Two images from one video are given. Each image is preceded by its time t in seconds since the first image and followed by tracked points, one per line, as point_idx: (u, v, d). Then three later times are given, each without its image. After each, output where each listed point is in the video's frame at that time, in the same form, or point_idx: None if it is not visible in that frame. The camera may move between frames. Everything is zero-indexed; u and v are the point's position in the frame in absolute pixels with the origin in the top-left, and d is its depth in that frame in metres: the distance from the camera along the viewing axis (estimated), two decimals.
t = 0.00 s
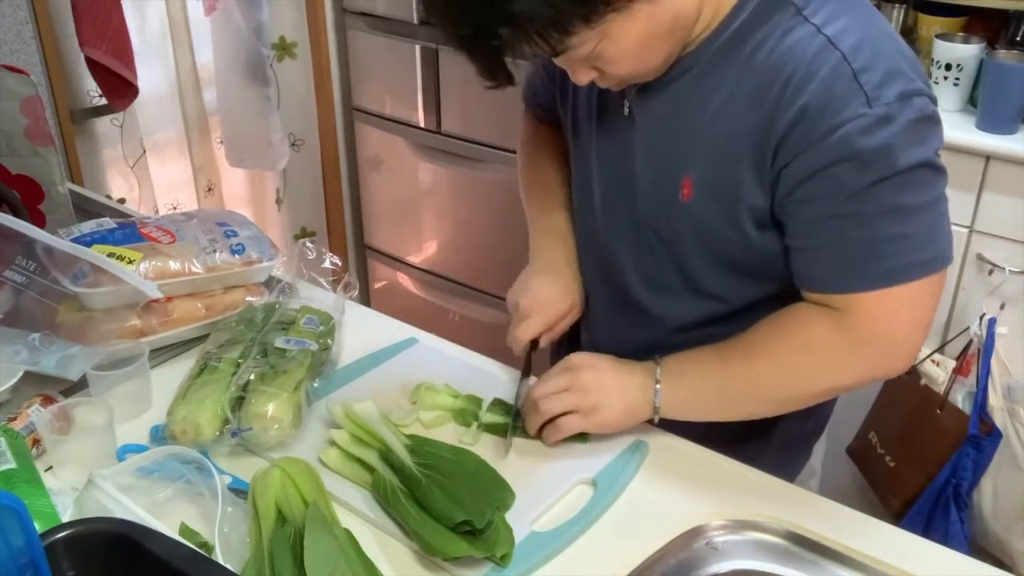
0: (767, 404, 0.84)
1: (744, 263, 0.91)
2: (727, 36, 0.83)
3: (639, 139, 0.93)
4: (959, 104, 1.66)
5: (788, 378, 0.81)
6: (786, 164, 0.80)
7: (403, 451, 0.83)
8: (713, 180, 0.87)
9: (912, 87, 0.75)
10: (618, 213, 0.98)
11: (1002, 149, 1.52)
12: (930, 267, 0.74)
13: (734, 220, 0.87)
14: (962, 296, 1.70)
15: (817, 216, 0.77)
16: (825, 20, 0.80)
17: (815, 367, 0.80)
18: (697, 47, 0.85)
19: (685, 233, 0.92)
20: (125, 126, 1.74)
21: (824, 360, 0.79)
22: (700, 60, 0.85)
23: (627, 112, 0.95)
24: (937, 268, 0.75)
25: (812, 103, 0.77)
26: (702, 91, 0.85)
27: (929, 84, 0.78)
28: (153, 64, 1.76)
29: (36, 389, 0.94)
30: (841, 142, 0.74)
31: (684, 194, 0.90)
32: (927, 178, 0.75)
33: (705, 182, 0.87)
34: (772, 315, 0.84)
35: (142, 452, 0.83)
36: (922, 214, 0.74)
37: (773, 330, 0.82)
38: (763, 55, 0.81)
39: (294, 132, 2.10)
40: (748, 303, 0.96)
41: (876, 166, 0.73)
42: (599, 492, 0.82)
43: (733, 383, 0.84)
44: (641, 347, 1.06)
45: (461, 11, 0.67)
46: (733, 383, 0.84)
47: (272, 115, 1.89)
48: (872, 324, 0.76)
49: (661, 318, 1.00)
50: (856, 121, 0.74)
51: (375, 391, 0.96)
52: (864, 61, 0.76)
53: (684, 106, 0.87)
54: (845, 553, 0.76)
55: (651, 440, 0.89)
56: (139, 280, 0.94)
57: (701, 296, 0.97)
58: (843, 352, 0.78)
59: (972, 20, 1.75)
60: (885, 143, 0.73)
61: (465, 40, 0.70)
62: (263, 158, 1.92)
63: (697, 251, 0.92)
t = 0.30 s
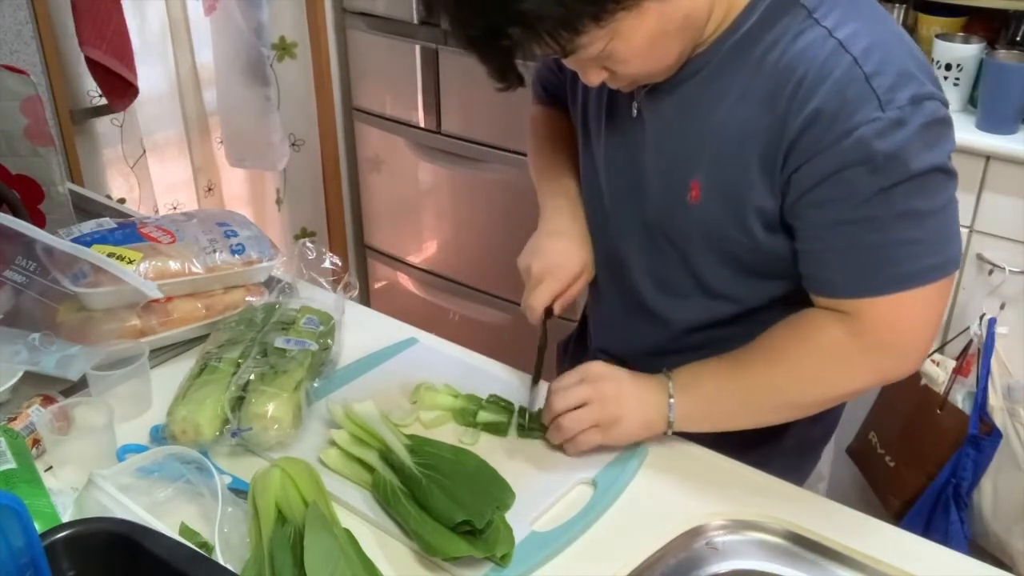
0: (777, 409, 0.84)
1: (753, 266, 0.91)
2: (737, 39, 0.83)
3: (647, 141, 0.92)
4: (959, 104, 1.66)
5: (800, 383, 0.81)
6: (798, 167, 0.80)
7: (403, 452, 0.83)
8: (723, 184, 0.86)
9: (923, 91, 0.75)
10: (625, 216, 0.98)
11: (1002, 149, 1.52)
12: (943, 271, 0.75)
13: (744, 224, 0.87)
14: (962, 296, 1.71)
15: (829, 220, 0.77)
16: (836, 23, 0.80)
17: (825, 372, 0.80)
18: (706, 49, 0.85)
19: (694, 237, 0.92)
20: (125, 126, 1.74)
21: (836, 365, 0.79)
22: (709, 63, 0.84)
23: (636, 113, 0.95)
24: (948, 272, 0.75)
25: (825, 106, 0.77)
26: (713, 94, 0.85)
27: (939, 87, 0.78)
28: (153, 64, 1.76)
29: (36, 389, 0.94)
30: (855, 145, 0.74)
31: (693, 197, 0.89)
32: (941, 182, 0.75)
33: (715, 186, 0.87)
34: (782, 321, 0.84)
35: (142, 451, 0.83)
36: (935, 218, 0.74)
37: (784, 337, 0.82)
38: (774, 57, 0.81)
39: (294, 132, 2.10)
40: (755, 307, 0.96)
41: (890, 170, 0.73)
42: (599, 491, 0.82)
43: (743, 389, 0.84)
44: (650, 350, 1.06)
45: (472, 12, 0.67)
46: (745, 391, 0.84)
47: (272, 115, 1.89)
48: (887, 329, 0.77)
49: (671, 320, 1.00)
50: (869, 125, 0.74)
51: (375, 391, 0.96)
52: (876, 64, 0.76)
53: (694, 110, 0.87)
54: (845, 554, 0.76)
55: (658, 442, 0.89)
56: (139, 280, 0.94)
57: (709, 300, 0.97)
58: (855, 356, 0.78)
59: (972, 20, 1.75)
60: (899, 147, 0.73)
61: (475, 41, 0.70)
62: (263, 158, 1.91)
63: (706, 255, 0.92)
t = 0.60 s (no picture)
0: (792, 409, 0.84)
1: (768, 265, 0.91)
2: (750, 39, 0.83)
3: (660, 141, 0.92)
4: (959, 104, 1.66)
5: (815, 383, 0.81)
6: (813, 166, 0.80)
7: (403, 451, 0.83)
8: (739, 184, 0.86)
9: (938, 88, 0.75)
10: (638, 216, 0.98)
11: (1002, 149, 1.52)
12: (959, 270, 0.75)
13: (759, 223, 0.87)
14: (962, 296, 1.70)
15: (845, 220, 0.77)
16: (851, 21, 0.80)
17: (841, 372, 0.80)
18: (719, 50, 0.85)
19: (708, 237, 0.92)
20: (125, 126, 1.74)
21: (852, 365, 0.79)
22: (723, 63, 0.85)
23: (648, 116, 0.94)
24: (964, 271, 0.76)
25: (841, 104, 0.77)
26: (727, 93, 0.85)
27: (954, 85, 0.79)
28: (153, 64, 1.76)
29: (36, 389, 0.94)
30: (872, 144, 0.75)
31: (708, 198, 0.89)
32: (956, 181, 0.75)
33: (730, 186, 0.87)
34: (796, 321, 0.84)
35: (142, 452, 0.83)
36: (951, 216, 0.75)
37: (797, 336, 0.82)
38: (789, 56, 0.81)
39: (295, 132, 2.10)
40: (769, 308, 0.96)
41: (907, 168, 0.73)
42: (599, 491, 0.82)
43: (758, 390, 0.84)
44: (662, 352, 1.06)
45: (485, 19, 0.67)
46: (760, 392, 0.84)
47: (272, 115, 1.89)
48: (902, 328, 0.77)
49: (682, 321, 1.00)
50: (886, 123, 0.74)
51: (375, 391, 0.96)
52: (891, 62, 0.76)
53: (707, 109, 0.87)
54: (845, 553, 0.76)
55: (662, 441, 0.89)
56: (139, 280, 0.94)
57: (722, 299, 0.97)
58: (870, 356, 0.78)
59: (972, 20, 1.75)
60: (915, 145, 0.73)
61: (488, 47, 0.70)
62: (263, 158, 1.91)
63: (721, 254, 0.92)
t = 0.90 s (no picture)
0: (803, 409, 0.83)
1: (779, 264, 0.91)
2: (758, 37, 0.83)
3: (669, 140, 0.93)
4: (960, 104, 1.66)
5: (825, 381, 0.81)
6: (822, 162, 0.80)
7: (403, 451, 0.83)
8: (750, 181, 0.87)
9: (949, 82, 0.75)
10: (646, 216, 0.98)
11: (1002, 149, 1.52)
12: (969, 265, 0.75)
13: (771, 221, 0.87)
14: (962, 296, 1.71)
15: (857, 215, 0.77)
16: (860, 16, 0.80)
17: (851, 369, 0.80)
18: (726, 47, 0.85)
19: (719, 235, 0.91)
20: (125, 126, 1.74)
21: (862, 361, 0.79)
22: (732, 60, 0.85)
23: (656, 116, 0.94)
24: (974, 267, 0.76)
25: (851, 100, 0.77)
26: (736, 91, 0.86)
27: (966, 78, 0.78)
28: (153, 64, 1.76)
29: (36, 389, 0.94)
30: (881, 138, 0.75)
31: (720, 196, 0.89)
32: (967, 175, 0.75)
33: (742, 183, 0.87)
34: (805, 319, 0.84)
35: (142, 452, 0.83)
36: (962, 211, 0.75)
37: (807, 333, 0.82)
38: (798, 53, 0.82)
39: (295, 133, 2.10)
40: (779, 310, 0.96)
41: (917, 162, 0.73)
42: (599, 491, 0.82)
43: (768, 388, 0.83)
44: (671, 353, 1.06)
45: (488, 10, 0.67)
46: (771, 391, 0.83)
47: (272, 115, 1.89)
48: (913, 324, 0.77)
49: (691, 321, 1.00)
50: (895, 117, 0.74)
51: (375, 392, 0.96)
52: (901, 55, 0.76)
53: (717, 106, 0.87)
54: (845, 553, 0.76)
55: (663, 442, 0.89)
56: (139, 280, 0.94)
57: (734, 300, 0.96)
58: (880, 352, 0.78)
59: (972, 20, 1.75)
60: (925, 139, 0.73)
61: (493, 39, 0.70)
62: (262, 158, 1.91)
63: (732, 252, 0.92)
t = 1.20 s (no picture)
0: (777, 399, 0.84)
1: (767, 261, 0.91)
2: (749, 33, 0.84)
3: (660, 135, 0.93)
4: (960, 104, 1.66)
5: (803, 375, 0.82)
6: (814, 161, 0.80)
7: (402, 451, 0.82)
8: (738, 178, 0.87)
9: (941, 85, 0.76)
10: (635, 213, 0.99)
11: (1002, 149, 1.52)
12: (949, 275, 0.77)
13: (759, 218, 0.87)
14: (963, 295, 1.71)
15: (844, 214, 0.78)
16: (854, 16, 0.81)
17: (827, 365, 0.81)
18: (719, 44, 0.86)
19: (709, 233, 0.92)
20: (125, 126, 1.74)
21: (840, 359, 0.80)
22: (724, 57, 0.86)
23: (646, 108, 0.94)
24: (955, 274, 0.77)
25: (844, 98, 0.77)
26: (730, 88, 0.86)
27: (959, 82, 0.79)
28: (153, 64, 1.76)
29: (36, 389, 0.94)
30: (874, 139, 0.75)
31: (707, 192, 0.90)
32: (956, 181, 0.76)
33: (730, 180, 0.88)
34: (782, 313, 0.85)
35: (142, 452, 0.83)
36: (950, 217, 0.76)
37: (786, 328, 0.83)
38: (791, 51, 0.82)
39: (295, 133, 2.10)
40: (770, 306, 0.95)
41: (907, 164, 0.74)
42: (599, 491, 0.82)
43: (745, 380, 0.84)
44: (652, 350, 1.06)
45: None
46: (748, 382, 0.84)
47: (272, 115, 1.89)
48: (891, 326, 0.78)
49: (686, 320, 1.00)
50: (887, 118, 0.75)
51: (374, 391, 0.96)
52: (894, 56, 0.77)
53: (709, 102, 0.88)
54: (845, 553, 0.76)
55: (662, 442, 0.89)
56: (139, 280, 0.94)
57: (721, 299, 0.96)
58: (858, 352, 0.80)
59: (972, 20, 1.75)
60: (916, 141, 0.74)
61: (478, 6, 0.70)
62: (262, 157, 1.91)
63: (719, 251, 0.93)
